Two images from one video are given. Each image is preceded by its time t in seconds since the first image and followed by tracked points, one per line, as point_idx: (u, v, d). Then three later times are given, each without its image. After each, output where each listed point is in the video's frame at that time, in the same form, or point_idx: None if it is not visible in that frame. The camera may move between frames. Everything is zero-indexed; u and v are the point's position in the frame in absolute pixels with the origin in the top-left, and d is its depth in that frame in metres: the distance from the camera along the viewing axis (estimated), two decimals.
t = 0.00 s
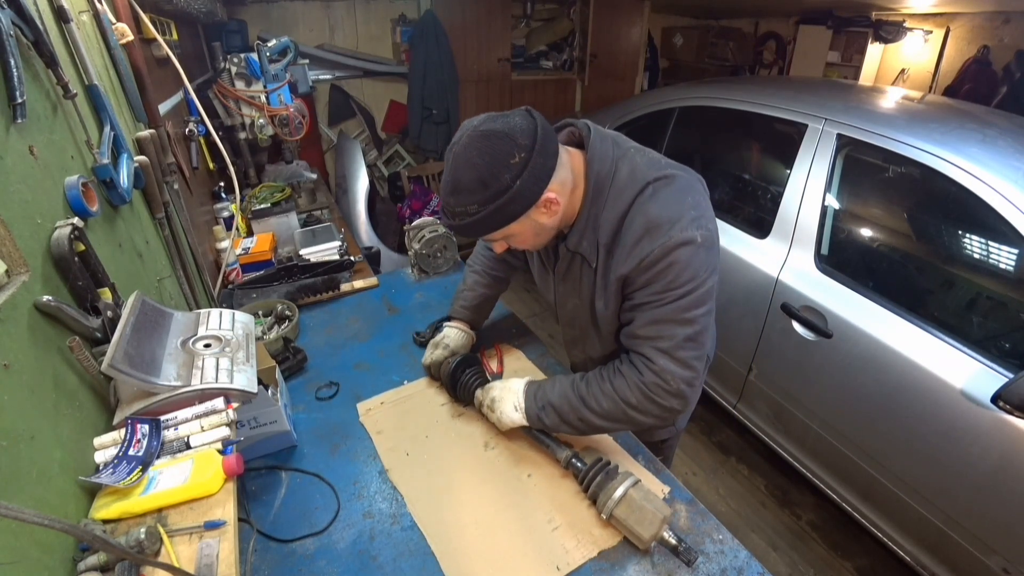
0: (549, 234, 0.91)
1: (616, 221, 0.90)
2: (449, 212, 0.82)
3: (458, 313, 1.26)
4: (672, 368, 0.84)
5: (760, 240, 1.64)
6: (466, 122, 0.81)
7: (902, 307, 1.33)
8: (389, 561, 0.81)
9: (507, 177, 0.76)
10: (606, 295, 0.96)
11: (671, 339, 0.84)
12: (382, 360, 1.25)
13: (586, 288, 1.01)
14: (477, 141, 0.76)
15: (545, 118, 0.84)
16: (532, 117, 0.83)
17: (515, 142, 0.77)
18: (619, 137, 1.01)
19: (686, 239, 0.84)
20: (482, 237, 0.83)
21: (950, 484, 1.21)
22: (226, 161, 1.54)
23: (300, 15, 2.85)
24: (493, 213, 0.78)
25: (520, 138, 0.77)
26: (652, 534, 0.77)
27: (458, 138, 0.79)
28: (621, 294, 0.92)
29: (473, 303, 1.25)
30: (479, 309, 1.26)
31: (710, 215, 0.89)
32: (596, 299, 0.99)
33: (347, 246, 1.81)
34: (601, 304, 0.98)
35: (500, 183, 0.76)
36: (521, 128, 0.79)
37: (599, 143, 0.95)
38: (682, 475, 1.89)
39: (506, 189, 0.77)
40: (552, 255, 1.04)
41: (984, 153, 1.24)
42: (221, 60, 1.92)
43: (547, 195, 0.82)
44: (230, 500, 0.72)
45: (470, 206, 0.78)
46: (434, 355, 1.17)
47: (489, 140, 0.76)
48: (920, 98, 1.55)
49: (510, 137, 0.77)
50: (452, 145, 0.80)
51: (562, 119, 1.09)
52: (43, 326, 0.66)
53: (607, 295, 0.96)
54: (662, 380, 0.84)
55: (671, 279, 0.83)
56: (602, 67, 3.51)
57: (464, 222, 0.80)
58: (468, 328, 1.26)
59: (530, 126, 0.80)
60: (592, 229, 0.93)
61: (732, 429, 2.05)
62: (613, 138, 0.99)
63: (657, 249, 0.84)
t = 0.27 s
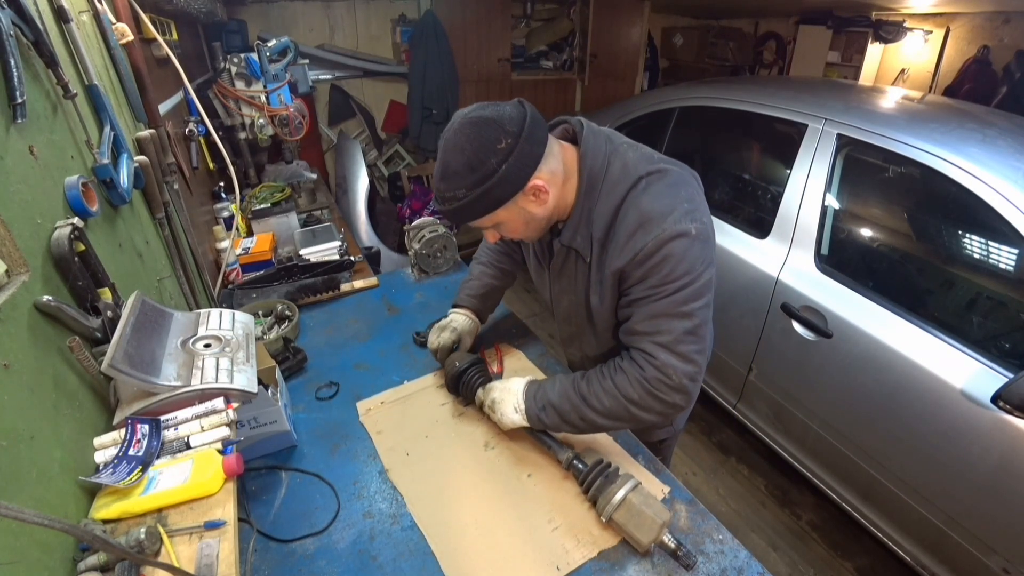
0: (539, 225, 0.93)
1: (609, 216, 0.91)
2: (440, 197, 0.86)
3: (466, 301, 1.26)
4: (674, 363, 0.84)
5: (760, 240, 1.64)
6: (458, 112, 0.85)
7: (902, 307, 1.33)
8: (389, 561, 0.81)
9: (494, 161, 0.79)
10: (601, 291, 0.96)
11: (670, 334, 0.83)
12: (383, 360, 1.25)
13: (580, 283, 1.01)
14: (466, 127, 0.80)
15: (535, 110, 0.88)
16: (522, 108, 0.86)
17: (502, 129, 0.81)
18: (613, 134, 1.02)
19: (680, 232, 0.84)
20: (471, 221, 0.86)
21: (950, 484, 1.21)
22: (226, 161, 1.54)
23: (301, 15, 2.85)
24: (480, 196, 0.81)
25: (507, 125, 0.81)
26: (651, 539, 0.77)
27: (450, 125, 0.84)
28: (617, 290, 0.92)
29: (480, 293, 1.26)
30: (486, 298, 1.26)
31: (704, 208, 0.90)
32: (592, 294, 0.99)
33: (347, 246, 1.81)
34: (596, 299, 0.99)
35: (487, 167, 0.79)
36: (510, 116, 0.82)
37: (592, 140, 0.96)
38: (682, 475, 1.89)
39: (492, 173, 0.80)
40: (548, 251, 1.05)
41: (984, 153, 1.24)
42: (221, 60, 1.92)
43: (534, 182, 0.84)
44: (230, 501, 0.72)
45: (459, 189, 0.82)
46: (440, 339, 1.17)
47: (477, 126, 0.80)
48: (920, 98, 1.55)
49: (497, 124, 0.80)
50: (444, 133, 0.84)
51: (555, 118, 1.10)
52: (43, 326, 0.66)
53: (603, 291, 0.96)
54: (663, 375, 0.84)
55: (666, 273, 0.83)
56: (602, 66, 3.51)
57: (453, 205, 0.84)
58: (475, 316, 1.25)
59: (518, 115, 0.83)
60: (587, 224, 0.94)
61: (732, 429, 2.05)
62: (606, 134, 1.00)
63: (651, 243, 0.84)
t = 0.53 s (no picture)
0: (527, 223, 0.94)
1: (600, 217, 0.92)
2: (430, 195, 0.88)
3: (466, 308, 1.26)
4: (681, 359, 0.84)
5: (760, 240, 1.64)
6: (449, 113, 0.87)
7: (902, 307, 1.33)
8: (389, 561, 0.81)
9: (476, 160, 0.81)
10: (595, 290, 0.97)
11: (672, 332, 0.83)
12: (383, 360, 1.25)
13: (574, 281, 1.02)
14: (451, 127, 0.82)
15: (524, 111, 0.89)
16: (510, 108, 0.87)
17: (486, 128, 0.82)
18: (602, 135, 1.02)
19: (673, 231, 0.84)
20: (459, 219, 0.88)
21: (951, 484, 1.21)
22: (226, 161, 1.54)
23: (301, 15, 2.85)
24: (465, 193, 0.83)
25: (491, 124, 0.82)
26: (671, 516, 0.77)
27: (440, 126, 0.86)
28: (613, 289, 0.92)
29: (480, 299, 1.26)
30: (486, 307, 1.26)
31: (694, 206, 0.90)
32: (586, 294, 0.99)
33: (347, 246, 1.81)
34: (590, 298, 0.99)
35: (470, 165, 0.81)
36: (495, 115, 0.83)
37: (580, 141, 0.97)
38: (682, 475, 1.89)
39: (475, 171, 0.82)
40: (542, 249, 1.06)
41: (984, 153, 1.24)
42: (221, 59, 1.92)
43: (518, 179, 0.86)
44: (230, 501, 0.72)
45: (445, 187, 0.84)
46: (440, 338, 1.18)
47: (461, 126, 0.82)
48: (920, 98, 1.56)
49: (481, 123, 0.82)
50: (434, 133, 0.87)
51: (544, 122, 1.10)
52: (43, 326, 0.66)
53: (597, 290, 0.96)
54: (671, 370, 0.84)
55: (662, 273, 0.83)
56: (602, 66, 3.52)
57: (441, 203, 0.87)
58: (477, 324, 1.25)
59: (504, 114, 0.84)
60: (577, 224, 0.94)
61: (732, 429, 2.05)
62: (593, 135, 1.00)
63: (644, 244, 0.84)
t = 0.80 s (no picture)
0: (523, 224, 0.94)
1: (597, 215, 0.91)
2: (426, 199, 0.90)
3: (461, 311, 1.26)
4: (677, 356, 0.84)
5: (760, 240, 1.64)
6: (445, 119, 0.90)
7: (902, 307, 1.33)
8: (389, 561, 0.81)
9: (467, 161, 0.83)
10: (593, 288, 0.97)
11: (668, 330, 0.83)
12: (383, 360, 1.25)
13: (572, 281, 1.02)
14: (443, 131, 0.84)
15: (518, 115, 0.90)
16: (503, 111, 0.89)
17: (476, 130, 0.83)
18: (599, 135, 1.03)
19: (668, 229, 0.84)
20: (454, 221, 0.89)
21: (951, 484, 1.21)
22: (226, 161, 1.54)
23: (301, 15, 2.85)
24: (456, 195, 0.84)
25: (482, 126, 0.84)
26: (672, 515, 0.78)
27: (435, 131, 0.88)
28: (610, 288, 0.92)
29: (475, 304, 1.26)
30: (482, 308, 1.26)
31: (691, 205, 0.90)
32: (585, 293, 0.99)
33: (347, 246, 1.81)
34: (588, 296, 0.99)
35: (461, 167, 0.83)
36: (486, 118, 0.85)
37: (576, 140, 0.97)
38: (682, 475, 1.89)
39: (465, 172, 0.83)
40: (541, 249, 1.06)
41: (984, 153, 1.24)
42: (221, 59, 1.92)
43: (509, 180, 0.87)
44: (230, 501, 0.72)
45: (438, 190, 0.86)
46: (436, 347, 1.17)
47: (453, 129, 0.84)
48: (920, 98, 1.56)
49: (471, 126, 0.83)
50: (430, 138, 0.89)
51: (542, 123, 1.10)
52: (43, 326, 0.66)
53: (594, 288, 0.96)
54: (667, 368, 0.84)
55: (658, 271, 0.83)
56: (601, 66, 3.52)
57: (435, 206, 0.88)
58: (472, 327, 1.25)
59: (496, 117, 0.86)
60: (575, 223, 0.94)
61: (732, 428, 2.05)
62: (591, 135, 1.00)
63: (640, 241, 0.84)
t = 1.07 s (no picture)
0: (522, 218, 0.94)
1: (596, 208, 0.91)
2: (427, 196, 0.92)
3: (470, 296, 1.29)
4: (675, 345, 0.84)
5: (760, 240, 1.64)
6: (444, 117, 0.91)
7: (902, 307, 1.33)
8: (389, 561, 0.81)
9: (464, 156, 0.83)
10: (591, 280, 0.96)
11: (666, 319, 0.83)
12: (383, 360, 1.25)
13: (572, 279, 1.02)
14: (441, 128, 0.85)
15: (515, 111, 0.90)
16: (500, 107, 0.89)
17: (472, 125, 0.84)
18: (597, 130, 1.03)
19: (665, 219, 0.84)
20: (453, 217, 0.90)
21: (951, 484, 1.21)
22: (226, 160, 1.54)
23: (301, 15, 2.85)
24: (454, 190, 0.85)
25: (478, 122, 0.84)
26: (671, 515, 0.78)
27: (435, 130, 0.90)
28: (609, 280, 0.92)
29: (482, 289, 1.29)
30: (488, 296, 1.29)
31: (688, 196, 0.90)
32: (584, 285, 0.99)
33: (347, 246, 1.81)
34: (587, 289, 0.99)
35: (458, 162, 0.84)
36: (483, 114, 0.86)
37: (574, 134, 0.97)
38: (682, 475, 1.89)
39: (462, 167, 0.84)
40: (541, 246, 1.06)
41: (984, 152, 1.24)
42: (221, 59, 1.91)
43: (504, 174, 0.87)
44: (230, 501, 0.72)
45: (437, 186, 0.87)
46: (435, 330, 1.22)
47: (450, 126, 0.85)
48: (920, 98, 1.56)
49: (467, 122, 0.84)
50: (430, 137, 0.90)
51: (544, 119, 1.10)
52: (44, 326, 0.66)
53: (593, 280, 0.96)
54: (665, 357, 0.84)
55: (654, 261, 0.83)
56: (601, 66, 3.52)
57: (435, 202, 0.89)
58: (476, 311, 1.27)
59: (492, 112, 0.86)
60: (573, 218, 0.94)
61: (732, 428, 2.05)
62: (588, 128, 1.01)
63: (636, 231, 0.84)
